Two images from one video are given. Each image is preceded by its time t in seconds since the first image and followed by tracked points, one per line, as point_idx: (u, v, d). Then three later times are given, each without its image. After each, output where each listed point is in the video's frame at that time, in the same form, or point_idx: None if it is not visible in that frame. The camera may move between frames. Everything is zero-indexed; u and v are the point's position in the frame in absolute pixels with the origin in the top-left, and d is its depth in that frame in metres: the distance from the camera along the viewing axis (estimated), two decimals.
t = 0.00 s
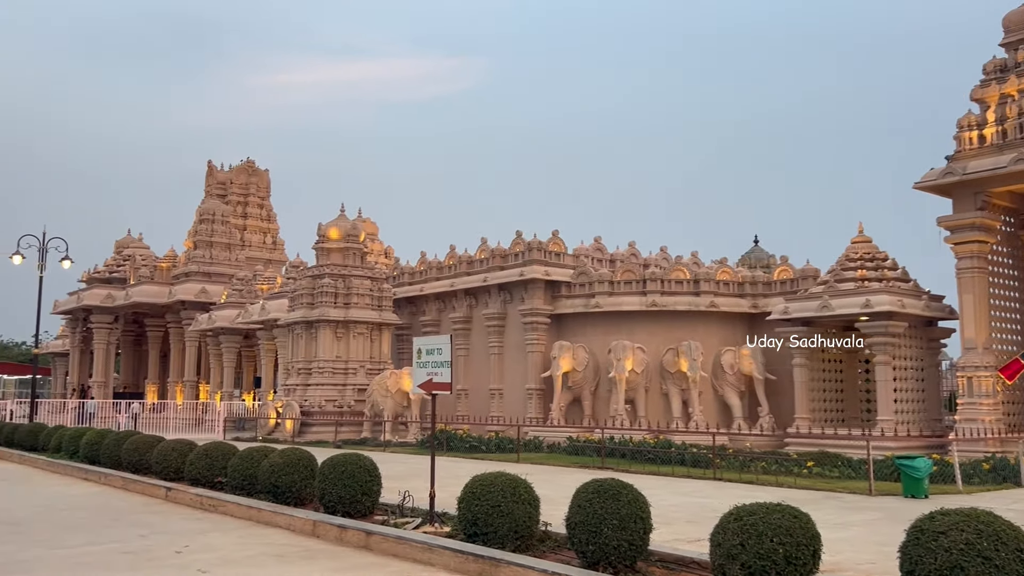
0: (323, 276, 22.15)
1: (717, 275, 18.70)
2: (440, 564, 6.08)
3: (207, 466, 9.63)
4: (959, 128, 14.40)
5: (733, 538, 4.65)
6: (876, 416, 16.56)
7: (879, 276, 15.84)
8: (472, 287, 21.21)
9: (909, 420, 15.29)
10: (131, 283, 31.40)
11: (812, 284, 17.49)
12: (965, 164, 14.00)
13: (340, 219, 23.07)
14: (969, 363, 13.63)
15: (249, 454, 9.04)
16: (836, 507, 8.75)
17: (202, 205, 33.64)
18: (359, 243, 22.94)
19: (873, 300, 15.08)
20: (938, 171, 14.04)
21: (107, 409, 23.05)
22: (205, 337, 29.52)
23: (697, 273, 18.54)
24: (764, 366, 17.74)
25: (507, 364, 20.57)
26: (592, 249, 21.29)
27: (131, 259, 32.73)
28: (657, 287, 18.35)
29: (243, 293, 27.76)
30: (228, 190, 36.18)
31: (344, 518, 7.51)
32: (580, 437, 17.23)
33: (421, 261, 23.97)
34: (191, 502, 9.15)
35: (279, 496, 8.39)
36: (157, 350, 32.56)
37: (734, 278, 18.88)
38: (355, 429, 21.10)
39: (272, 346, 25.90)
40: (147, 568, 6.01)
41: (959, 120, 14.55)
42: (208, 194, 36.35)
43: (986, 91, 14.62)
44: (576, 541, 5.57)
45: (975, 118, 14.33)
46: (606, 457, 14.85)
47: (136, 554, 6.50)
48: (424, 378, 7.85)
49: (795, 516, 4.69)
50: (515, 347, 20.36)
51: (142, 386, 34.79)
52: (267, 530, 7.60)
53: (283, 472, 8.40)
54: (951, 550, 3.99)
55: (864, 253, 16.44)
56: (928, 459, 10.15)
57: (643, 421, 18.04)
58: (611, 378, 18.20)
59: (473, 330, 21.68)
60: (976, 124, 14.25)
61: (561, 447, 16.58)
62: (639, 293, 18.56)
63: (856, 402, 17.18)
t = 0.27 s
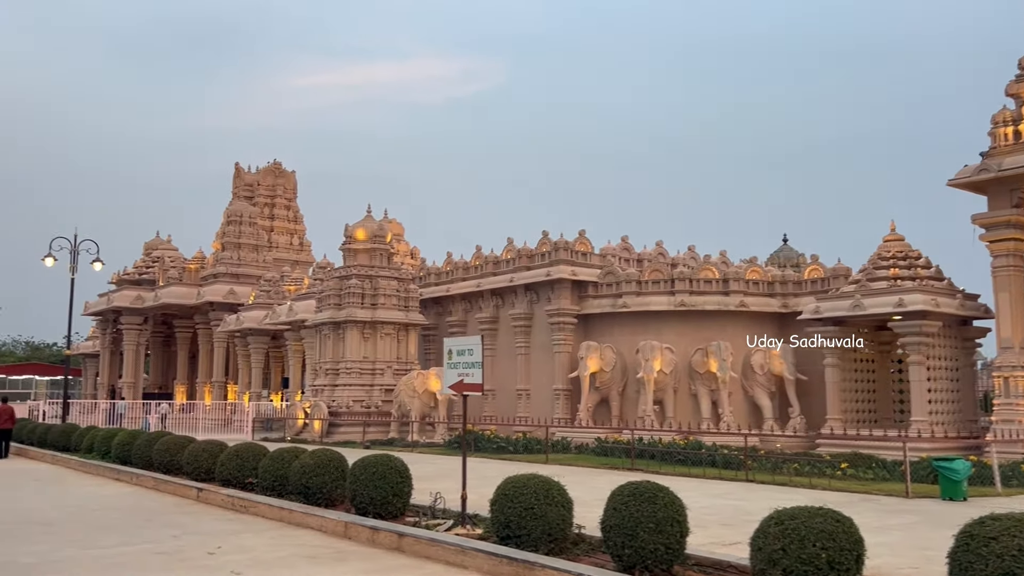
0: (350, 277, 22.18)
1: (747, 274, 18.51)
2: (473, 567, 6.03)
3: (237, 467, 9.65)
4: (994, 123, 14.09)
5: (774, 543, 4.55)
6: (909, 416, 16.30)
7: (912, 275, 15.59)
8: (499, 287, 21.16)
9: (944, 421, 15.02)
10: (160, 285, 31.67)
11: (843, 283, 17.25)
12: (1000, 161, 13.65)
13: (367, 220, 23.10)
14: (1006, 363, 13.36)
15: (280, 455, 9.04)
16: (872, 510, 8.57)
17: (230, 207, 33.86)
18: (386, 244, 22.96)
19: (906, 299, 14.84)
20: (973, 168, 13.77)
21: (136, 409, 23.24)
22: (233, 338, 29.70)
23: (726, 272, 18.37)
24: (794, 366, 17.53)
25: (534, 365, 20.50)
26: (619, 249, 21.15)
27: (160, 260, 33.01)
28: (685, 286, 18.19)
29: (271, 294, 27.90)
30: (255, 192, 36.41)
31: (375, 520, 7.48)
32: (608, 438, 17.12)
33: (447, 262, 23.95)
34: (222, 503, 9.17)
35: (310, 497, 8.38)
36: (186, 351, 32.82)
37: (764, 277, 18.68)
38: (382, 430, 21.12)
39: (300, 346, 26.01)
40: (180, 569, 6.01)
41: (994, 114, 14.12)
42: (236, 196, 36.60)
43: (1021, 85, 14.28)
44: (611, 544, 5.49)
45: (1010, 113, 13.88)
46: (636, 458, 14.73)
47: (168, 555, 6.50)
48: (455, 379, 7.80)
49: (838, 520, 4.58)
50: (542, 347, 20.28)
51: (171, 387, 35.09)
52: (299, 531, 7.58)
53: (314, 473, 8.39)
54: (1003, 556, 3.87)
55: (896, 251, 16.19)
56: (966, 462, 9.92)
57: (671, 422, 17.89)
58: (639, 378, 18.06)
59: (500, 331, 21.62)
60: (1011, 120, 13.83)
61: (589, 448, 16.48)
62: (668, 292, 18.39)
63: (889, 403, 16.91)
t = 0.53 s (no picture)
0: (365, 280, 22.19)
1: (763, 276, 18.40)
2: (495, 572, 5.98)
3: (255, 470, 9.65)
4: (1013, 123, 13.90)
5: (802, 549, 4.49)
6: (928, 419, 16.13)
7: (931, 276, 15.43)
8: (513, 290, 21.11)
9: (964, 424, 14.85)
10: (175, 289, 31.79)
11: (861, 285, 17.11)
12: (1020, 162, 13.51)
13: (382, 223, 23.12)
14: None
15: (298, 459, 9.02)
16: (895, 514, 8.45)
17: (244, 211, 33.97)
18: (400, 247, 22.96)
19: (925, 301, 14.69)
20: (992, 169, 13.59)
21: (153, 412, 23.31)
22: (248, 341, 29.77)
23: (742, 274, 18.24)
24: (812, 369, 17.39)
25: (549, 368, 20.44)
26: (634, 251, 21.06)
27: (176, 264, 33.14)
28: (701, 288, 18.08)
29: (286, 298, 27.95)
30: (270, 196, 36.53)
31: (394, 524, 7.44)
32: (625, 442, 17.04)
33: (462, 265, 23.92)
34: (240, 507, 9.16)
35: (329, 501, 8.35)
36: (201, 354, 32.91)
37: (781, 279, 18.56)
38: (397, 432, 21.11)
39: (314, 349, 26.04)
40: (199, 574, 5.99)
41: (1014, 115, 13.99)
42: (251, 200, 36.73)
43: None
44: (634, 550, 5.44)
45: None
46: (653, 462, 14.64)
47: (188, 559, 6.48)
48: (474, 383, 7.76)
49: (867, 526, 4.51)
50: (557, 350, 20.22)
51: (186, 390, 35.21)
52: (318, 536, 7.56)
53: (333, 477, 8.36)
54: None
55: (915, 252, 16.05)
56: (989, 465, 9.77)
57: (688, 425, 17.79)
58: (655, 381, 17.97)
59: (514, 334, 21.57)
60: None
61: (605, 451, 16.40)
62: (684, 295, 18.28)
63: (908, 406, 16.76)
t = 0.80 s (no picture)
0: (373, 282, 22.19)
1: (772, 278, 18.33)
2: None
3: (264, 473, 9.63)
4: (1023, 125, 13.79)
5: (819, 553, 4.45)
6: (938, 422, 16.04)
7: (941, 278, 15.35)
8: (521, 292, 21.09)
9: (974, 426, 14.74)
10: (183, 291, 31.84)
11: (870, 287, 17.04)
12: None
13: (389, 226, 23.14)
14: None
15: (307, 462, 9.00)
16: (908, 517, 8.38)
17: (252, 214, 34.03)
18: (408, 249, 22.96)
19: (935, 303, 14.60)
20: (1002, 170, 13.46)
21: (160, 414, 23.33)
22: (256, 344, 29.79)
23: (751, 276, 18.18)
24: (821, 371, 17.31)
25: (557, 370, 20.39)
26: (642, 253, 21.01)
27: (184, 267, 33.21)
28: (709, 290, 18.02)
29: (294, 300, 27.97)
30: (277, 199, 36.60)
31: (404, 527, 7.42)
32: (633, 444, 16.98)
33: (470, 267, 23.91)
34: (249, 510, 9.14)
35: (338, 504, 8.33)
36: (209, 357, 32.96)
37: (790, 281, 18.49)
38: (406, 435, 21.09)
39: (322, 352, 26.04)
40: None
41: None
42: (258, 203, 36.80)
43: None
44: (648, 554, 5.40)
45: None
46: (662, 465, 14.57)
47: (199, 563, 6.47)
48: (485, 385, 7.74)
49: (884, 530, 4.47)
50: (565, 353, 20.17)
51: (194, 393, 35.27)
52: (328, 539, 7.53)
53: (342, 480, 8.33)
54: None
55: (924, 254, 15.98)
56: (1003, 468, 9.69)
57: (696, 428, 17.72)
58: (663, 384, 17.91)
59: (523, 336, 21.54)
60: None
61: (614, 454, 16.35)
62: (692, 297, 18.23)
63: (918, 408, 16.66)
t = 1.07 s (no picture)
0: (376, 285, 22.19)
1: (775, 280, 18.31)
2: None
3: (267, 476, 9.62)
4: None
5: (826, 555, 4.44)
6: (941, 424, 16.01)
7: (945, 281, 15.32)
8: (523, 295, 21.08)
9: (977, 430, 14.71)
10: (185, 294, 31.85)
11: (874, 289, 17.02)
12: None
13: (392, 228, 23.13)
14: None
15: (311, 464, 8.99)
16: (912, 520, 8.35)
17: (255, 216, 34.05)
18: (410, 252, 22.95)
19: (939, 306, 14.57)
20: (1006, 172, 13.40)
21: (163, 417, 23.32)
22: (258, 347, 29.79)
23: (753, 279, 18.16)
24: (824, 374, 17.28)
25: (560, 373, 20.37)
26: (644, 256, 20.99)
27: (186, 270, 33.22)
28: (713, 293, 18.00)
29: (296, 303, 27.96)
30: (280, 202, 36.62)
31: (408, 530, 7.40)
32: (636, 447, 16.95)
33: (472, 269, 23.90)
34: (253, 513, 9.13)
35: (342, 506, 8.32)
36: (212, 359, 32.96)
37: (793, 284, 18.48)
38: (408, 438, 21.08)
39: (325, 354, 26.03)
40: None
41: None
42: (261, 206, 36.82)
43: None
44: (653, 556, 5.39)
45: None
46: (665, 467, 14.54)
47: (203, 565, 6.46)
48: (489, 387, 7.73)
49: (891, 532, 4.45)
50: (567, 355, 20.15)
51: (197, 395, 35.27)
52: (331, 542, 7.52)
53: (346, 482, 8.32)
54: None
55: (928, 257, 15.95)
56: (1007, 471, 9.66)
57: (699, 431, 17.69)
58: (666, 387, 17.88)
59: (525, 338, 21.52)
60: None
61: (616, 457, 16.32)
62: (695, 299, 18.21)
63: (921, 411, 16.62)
